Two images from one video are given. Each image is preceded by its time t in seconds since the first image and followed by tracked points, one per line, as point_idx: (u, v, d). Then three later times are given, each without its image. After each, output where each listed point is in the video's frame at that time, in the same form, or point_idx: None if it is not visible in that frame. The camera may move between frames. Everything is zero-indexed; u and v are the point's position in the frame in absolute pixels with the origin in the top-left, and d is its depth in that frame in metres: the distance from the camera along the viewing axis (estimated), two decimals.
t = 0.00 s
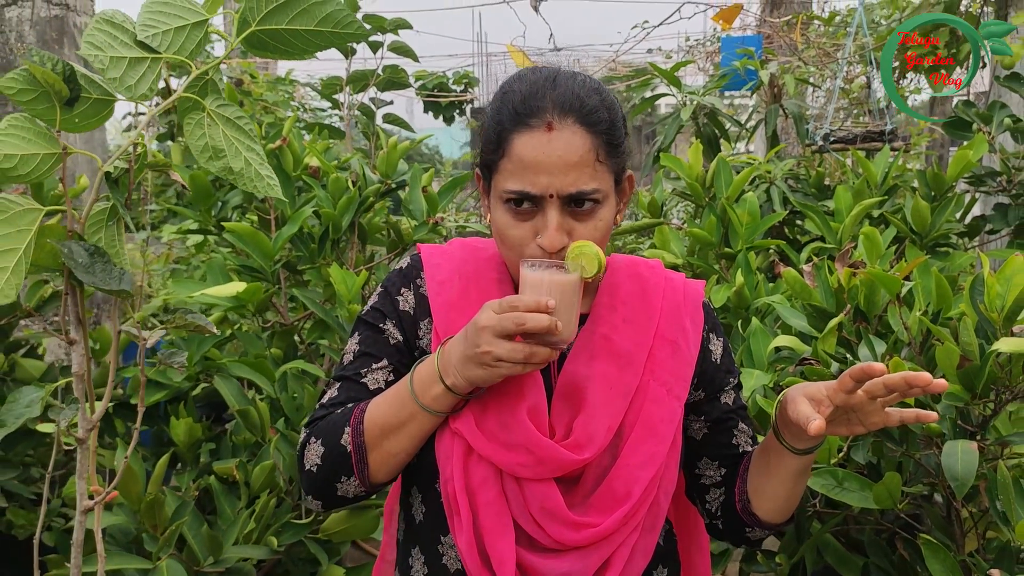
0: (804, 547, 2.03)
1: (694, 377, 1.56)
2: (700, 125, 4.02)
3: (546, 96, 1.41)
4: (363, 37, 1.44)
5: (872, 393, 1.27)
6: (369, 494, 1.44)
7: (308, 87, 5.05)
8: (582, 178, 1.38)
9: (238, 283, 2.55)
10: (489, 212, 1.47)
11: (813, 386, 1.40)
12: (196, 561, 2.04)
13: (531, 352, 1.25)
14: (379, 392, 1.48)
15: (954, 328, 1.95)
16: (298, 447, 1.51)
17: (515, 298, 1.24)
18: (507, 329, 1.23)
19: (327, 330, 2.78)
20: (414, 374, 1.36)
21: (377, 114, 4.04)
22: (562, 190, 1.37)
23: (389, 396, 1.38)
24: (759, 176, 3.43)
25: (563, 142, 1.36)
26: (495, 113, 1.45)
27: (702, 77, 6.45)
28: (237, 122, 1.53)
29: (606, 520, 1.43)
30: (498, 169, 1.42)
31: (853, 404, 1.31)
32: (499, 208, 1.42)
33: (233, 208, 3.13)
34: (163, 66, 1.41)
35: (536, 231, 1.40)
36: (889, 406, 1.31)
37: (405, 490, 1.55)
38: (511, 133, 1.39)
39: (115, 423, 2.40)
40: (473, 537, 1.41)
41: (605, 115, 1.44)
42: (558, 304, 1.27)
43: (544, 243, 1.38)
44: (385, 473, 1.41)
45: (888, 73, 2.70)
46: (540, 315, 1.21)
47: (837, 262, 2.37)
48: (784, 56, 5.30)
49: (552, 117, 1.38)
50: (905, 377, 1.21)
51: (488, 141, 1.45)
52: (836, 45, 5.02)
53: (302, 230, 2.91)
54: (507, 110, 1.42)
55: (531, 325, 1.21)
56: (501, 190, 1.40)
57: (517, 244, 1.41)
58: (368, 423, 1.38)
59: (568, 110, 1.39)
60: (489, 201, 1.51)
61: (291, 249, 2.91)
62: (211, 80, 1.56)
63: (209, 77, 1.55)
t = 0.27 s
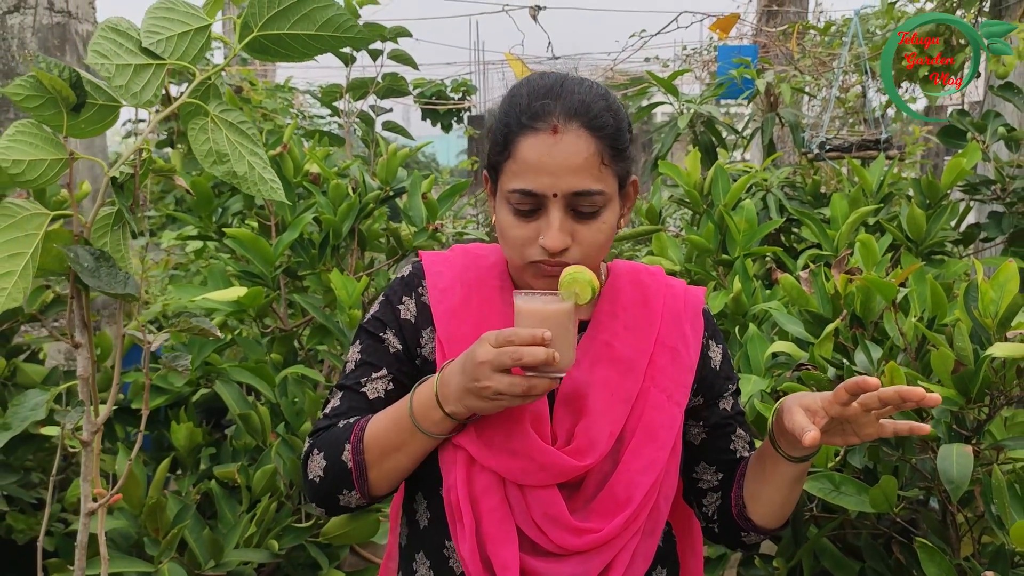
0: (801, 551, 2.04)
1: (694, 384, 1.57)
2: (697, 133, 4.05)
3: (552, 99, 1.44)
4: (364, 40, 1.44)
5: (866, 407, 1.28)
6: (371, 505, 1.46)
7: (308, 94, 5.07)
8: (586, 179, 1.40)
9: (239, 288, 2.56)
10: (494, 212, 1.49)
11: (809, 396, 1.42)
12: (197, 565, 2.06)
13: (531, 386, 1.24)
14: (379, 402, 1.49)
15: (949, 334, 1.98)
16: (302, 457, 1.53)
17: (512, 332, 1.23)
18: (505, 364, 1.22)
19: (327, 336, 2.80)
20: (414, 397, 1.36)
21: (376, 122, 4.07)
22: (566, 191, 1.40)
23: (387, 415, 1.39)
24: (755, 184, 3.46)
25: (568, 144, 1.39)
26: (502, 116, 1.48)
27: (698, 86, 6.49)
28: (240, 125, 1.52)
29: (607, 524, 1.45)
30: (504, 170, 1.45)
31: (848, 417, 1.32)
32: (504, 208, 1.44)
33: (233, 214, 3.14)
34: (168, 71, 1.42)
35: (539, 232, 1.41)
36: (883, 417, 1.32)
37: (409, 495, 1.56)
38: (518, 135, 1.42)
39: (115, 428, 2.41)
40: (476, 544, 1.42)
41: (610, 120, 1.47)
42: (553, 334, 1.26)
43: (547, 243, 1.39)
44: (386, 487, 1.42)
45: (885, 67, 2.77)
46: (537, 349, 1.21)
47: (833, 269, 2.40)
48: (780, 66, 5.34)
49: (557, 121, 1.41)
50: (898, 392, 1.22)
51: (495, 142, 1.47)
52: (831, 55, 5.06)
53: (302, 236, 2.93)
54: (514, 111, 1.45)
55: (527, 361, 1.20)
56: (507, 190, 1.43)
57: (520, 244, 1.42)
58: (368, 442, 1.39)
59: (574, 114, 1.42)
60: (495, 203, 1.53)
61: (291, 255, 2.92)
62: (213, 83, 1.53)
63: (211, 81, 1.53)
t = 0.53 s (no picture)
0: (801, 557, 2.04)
1: (694, 392, 1.58)
2: (696, 140, 4.07)
3: (564, 103, 1.46)
4: (367, 49, 1.47)
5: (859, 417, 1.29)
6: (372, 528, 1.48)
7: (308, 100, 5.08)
8: (585, 185, 1.41)
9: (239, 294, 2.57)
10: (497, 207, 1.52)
11: (803, 405, 1.44)
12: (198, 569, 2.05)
13: (519, 446, 1.26)
14: (377, 417, 1.50)
15: (947, 340, 1.99)
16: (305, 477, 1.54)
17: (498, 393, 1.24)
18: (492, 425, 1.24)
19: (327, 342, 2.80)
20: (412, 440, 1.38)
21: (376, 128, 4.08)
22: (564, 194, 1.41)
23: (388, 449, 1.40)
24: (754, 191, 3.47)
25: (571, 148, 1.41)
26: (514, 115, 1.50)
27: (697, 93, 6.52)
28: (244, 133, 1.52)
29: (607, 531, 1.45)
30: (509, 166, 1.48)
31: (842, 427, 1.34)
32: (506, 204, 1.47)
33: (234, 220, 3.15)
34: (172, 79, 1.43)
35: (533, 231, 1.43)
36: (876, 428, 1.33)
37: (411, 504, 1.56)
38: (525, 133, 1.45)
39: (115, 433, 2.41)
40: (477, 552, 1.42)
41: (619, 131, 1.47)
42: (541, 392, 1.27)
43: (537, 242, 1.40)
44: (386, 515, 1.44)
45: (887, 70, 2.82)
46: (521, 410, 1.22)
47: (832, 275, 2.41)
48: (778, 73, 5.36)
49: (564, 124, 1.42)
50: (889, 401, 1.24)
51: (504, 137, 1.50)
52: (829, 62, 5.09)
53: (303, 242, 2.94)
54: (525, 111, 1.47)
55: (512, 422, 1.22)
56: (509, 186, 1.45)
57: (514, 241, 1.44)
58: (367, 475, 1.40)
59: (581, 120, 1.43)
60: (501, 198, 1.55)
61: (291, 260, 2.93)
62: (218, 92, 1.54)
63: (216, 89, 1.53)
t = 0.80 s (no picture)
0: (802, 562, 2.04)
1: (700, 398, 1.58)
2: (696, 144, 4.07)
3: (553, 104, 1.47)
4: (370, 54, 1.47)
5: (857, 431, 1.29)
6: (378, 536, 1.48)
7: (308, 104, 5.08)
8: (587, 179, 1.42)
9: (241, 298, 2.57)
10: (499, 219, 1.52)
11: (802, 416, 1.44)
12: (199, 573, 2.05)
13: (518, 467, 1.27)
14: (383, 423, 1.50)
15: (948, 345, 1.99)
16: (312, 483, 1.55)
17: (497, 416, 1.24)
18: (492, 446, 1.25)
19: (327, 345, 2.80)
20: (418, 453, 1.38)
21: (377, 132, 4.08)
22: (566, 192, 1.41)
23: (395, 459, 1.41)
24: (754, 195, 3.48)
25: (568, 144, 1.41)
26: (505, 123, 1.51)
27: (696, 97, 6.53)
28: (246, 136, 1.52)
29: (613, 537, 1.46)
30: (507, 174, 1.48)
31: (841, 439, 1.34)
32: (509, 213, 1.46)
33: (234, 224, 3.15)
34: (176, 82, 1.43)
35: (542, 234, 1.42)
36: (875, 441, 1.33)
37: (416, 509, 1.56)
38: (520, 138, 1.45)
39: (115, 436, 2.41)
40: (482, 558, 1.42)
41: (611, 122, 1.48)
42: (542, 417, 1.26)
43: (549, 243, 1.40)
44: (392, 524, 1.45)
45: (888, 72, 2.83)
46: (519, 433, 1.22)
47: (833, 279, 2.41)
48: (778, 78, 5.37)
49: (558, 123, 1.43)
50: (887, 416, 1.24)
51: (498, 146, 1.51)
52: (828, 67, 5.10)
53: (303, 246, 2.94)
54: (517, 116, 1.48)
55: (511, 446, 1.23)
56: (510, 193, 1.45)
57: (523, 247, 1.44)
58: (374, 484, 1.41)
59: (575, 117, 1.45)
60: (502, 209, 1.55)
61: (291, 264, 2.93)
62: (221, 95, 1.54)
63: (219, 92, 1.53)
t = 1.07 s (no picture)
0: (802, 564, 2.04)
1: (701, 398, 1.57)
2: (696, 146, 4.07)
3: (556, 106, 1.46)
4: (368, 54, 1.46)
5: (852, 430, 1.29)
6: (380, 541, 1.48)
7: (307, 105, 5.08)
8: (587, 183, 1.42)
9: (240, 299, 2.57)
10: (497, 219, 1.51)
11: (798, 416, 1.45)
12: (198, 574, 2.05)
13: (523, 470, 1.27)
14: (384, 428, 1.50)
15: (948, 346, 1.99)
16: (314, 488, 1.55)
17: (502, 418, 1.25)
18: (495, 449, 1.25)
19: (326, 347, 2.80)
20: (420, 456, 1.37)
21: (376, 133, 4.08)
22: (566, 194, 1.41)
23: (397, 464, 1.40)
24: (753, 196, 3.48)
25: (569, 148, 1.41)
26: (506, 123, 1.50)
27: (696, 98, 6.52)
28: (245, 137, 1.52)
29: (615, 538, 1.45)
30: (507, 175, 1.47)
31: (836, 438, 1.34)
32: (508, 215, 1.46)
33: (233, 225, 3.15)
34: (175, 83, 1.43)
35: (541, 237, 1.42)
36: (872, 441, 1.33)
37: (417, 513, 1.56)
38: (520, 140, 1.45)
39: (114, 438, 2.41)
40: (483, 560, 1.42)
41: (613, 127, 1.48)
42: (546, 420, 1.26)
43: (547, 247, 1.39)
44: (394, 529, 1.44)
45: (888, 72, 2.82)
46: (524, 436, 1.23)
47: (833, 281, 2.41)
48: (778, 79, 5.37)
49: (558, 126, 1.43)
50: (881, 415, 1.24)
51: (498, 147, 1.50)
52: (828, 68, 5.10)
53: (302, 247, 2.93)
54: (518, 118, 1.47)
55: (516, 448, 1.23)
56: (509, 195, 1.45)
57: (521, 249, 1.43)
58: (376, 489, 1.41)
59: (576, 120, 1.44)
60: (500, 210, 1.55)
61: (290, 265, 2.92)
62: (220, 96, 1.54)
63: (217, 93, 1.52)
